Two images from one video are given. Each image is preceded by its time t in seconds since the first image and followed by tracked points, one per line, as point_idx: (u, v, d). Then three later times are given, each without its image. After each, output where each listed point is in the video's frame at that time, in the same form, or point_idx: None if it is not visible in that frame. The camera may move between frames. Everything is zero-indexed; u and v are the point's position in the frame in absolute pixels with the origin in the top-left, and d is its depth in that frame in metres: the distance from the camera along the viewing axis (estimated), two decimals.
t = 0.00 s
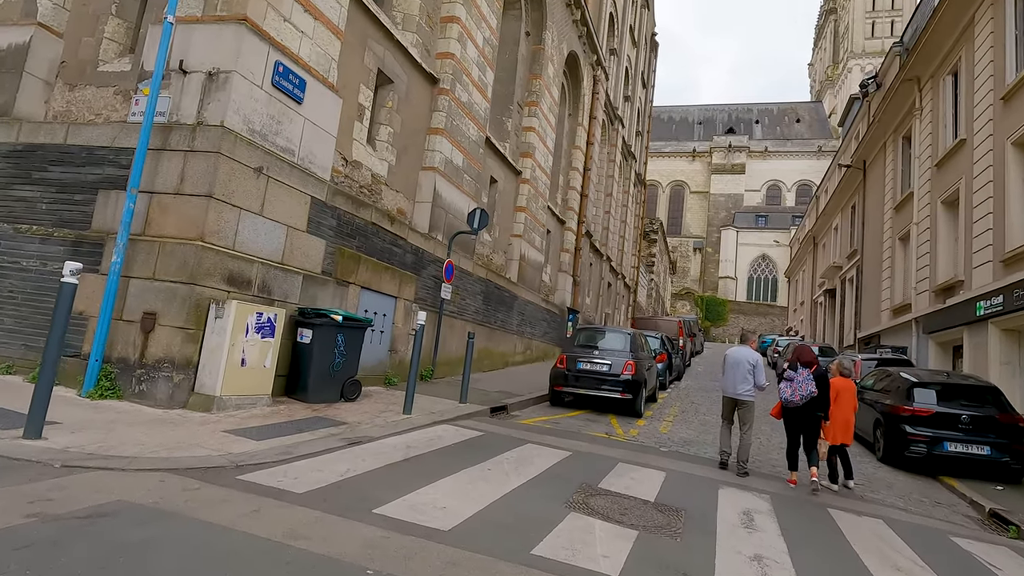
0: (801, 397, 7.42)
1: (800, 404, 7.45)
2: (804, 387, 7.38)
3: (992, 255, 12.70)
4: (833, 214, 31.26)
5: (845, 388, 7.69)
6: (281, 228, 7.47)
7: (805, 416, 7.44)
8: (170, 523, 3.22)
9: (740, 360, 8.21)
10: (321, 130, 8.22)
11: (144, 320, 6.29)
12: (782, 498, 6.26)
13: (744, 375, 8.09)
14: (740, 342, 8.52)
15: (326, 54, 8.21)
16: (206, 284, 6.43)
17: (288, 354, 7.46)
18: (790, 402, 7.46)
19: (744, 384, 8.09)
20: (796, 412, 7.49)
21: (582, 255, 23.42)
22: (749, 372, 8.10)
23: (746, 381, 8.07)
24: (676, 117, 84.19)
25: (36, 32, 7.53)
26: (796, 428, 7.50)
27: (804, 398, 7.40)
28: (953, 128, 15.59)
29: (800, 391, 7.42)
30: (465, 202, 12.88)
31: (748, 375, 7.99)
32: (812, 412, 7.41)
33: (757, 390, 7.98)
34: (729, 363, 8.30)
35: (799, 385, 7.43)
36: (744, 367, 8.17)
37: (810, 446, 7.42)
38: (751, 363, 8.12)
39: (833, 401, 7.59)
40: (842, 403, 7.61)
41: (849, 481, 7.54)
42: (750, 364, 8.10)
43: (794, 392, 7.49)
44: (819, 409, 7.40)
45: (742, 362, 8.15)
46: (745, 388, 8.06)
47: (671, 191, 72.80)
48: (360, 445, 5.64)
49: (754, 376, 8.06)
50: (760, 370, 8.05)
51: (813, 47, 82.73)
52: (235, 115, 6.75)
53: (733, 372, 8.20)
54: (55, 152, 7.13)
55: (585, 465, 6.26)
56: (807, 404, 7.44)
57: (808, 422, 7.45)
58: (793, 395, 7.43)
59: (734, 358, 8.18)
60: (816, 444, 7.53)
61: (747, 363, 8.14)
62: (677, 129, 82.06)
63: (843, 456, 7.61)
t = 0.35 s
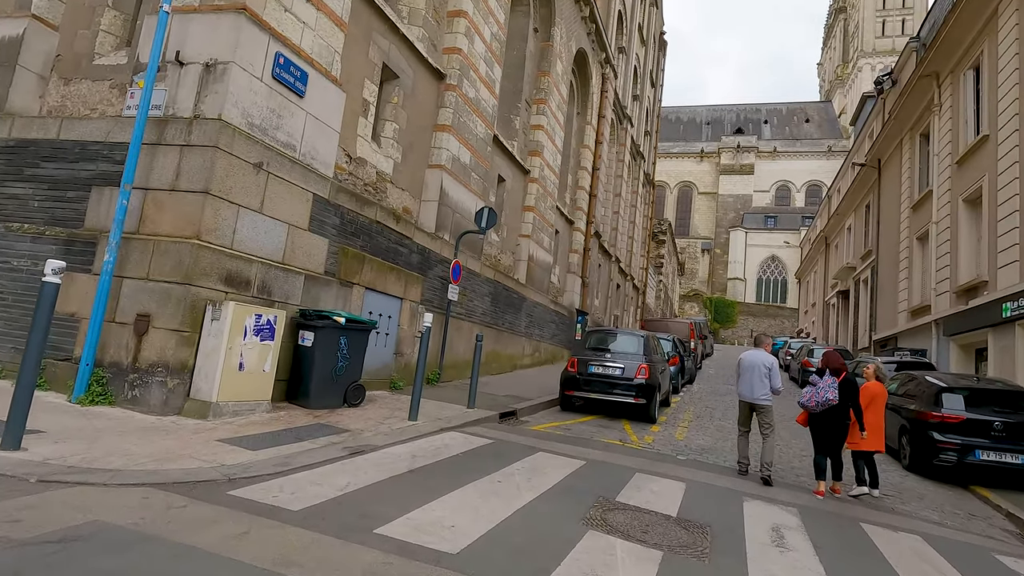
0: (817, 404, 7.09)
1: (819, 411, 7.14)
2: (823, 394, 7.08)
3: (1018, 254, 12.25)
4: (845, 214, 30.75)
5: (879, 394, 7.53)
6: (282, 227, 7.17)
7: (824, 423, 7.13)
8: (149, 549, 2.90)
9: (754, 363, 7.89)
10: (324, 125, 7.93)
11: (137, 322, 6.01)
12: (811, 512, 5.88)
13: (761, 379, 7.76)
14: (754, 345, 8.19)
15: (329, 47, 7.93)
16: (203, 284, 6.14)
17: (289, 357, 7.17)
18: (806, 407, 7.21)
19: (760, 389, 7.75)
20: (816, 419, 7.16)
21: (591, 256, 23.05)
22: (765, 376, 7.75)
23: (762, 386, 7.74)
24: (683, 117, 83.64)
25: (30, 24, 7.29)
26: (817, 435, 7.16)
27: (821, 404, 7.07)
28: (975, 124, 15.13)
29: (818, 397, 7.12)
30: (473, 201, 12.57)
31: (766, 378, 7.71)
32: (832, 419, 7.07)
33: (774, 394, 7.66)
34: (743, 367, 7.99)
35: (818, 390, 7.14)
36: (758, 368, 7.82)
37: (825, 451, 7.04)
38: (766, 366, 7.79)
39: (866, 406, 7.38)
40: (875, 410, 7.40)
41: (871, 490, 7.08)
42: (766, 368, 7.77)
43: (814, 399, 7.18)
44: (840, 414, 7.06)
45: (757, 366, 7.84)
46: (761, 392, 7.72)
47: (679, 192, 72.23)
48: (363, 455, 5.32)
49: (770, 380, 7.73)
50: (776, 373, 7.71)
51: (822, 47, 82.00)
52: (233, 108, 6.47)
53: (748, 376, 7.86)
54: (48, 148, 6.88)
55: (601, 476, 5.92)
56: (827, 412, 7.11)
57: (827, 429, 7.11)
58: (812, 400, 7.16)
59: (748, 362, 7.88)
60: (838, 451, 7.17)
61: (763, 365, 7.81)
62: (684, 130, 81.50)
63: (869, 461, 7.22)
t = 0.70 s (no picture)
0: (846, 409, 6.88)
1: (846, 416, 6.91)
2: (852, 399, 6.84)
3: None
4: (850, 214, 30.42)
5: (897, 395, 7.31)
6: (273, 224, 6.87)
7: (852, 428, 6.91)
8: None
9: (763, 362, 7.54)
10: (318, 120, 7.62)
11: (119, 325, 5.70)
12: (832, 523, 5.56)
13: (771, 380, 7.45)
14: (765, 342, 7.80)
15: (323, 38, 7.62)
16: (190, 285, 5.84)
17: (282, 361, 6.86)
18: (834, 413, 6.96)
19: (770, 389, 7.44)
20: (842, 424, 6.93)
21: (593, 256, 22.72)
22: (775, 376, 7.43)
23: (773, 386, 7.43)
24: (684, 118, 83.36)
25: (11, 15, 6.98)
26: (839, 438, 6.97)
27: (850, 410, 6.86)
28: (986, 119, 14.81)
29: (846, 402, 6.88)
30: (473, 200, 12.27)
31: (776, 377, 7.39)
32: (859, 424, 6.86)
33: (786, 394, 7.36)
34: (753, 367, 7.65)
35: (845, 395, 6.89)
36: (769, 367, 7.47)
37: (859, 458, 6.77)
38: (776, 365, 7.44)
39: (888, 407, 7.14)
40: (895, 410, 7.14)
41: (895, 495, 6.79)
42: (776, 367, 7.41)
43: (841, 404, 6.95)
44: (869, 419, 6.84)
45: (767, 366, 7.48)
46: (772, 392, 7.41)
47: (680, 192, 71.92)
48: (357, 465, 5.01)
49: (781, 380, 7.40)
50: (787, 371, 7.37)
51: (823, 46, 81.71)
52: (222, 100, 6.16)
53: (758, 377, 7.54)
54: (29, 143, 6.59)
55: (609, 486, 5.60)
56: (854, 417, 6.88)
57: (854, 435, 6.90)
58: (840, 405, 6.92)
59: (757, 362, 7.53)
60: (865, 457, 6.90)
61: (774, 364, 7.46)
62: (685, 130, 81.21)
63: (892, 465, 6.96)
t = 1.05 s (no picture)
0: (840, 410, 6.59)
1: (841, 417, 6.63)
2: (846, 399, 6.57)
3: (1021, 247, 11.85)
4: (833, 212, 30.54)
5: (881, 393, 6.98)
6: (240, 222, 6.41)
7: (847, 429, 6.62)
8: None
9: (759, 363, 7.28)
10: (288, 111, 7.16)
11: (66, 333, 5.22)
12: (838, 533, 5.26)
13: (767, 381, 7.16)
14: (761, 343, 7.56)
15: (293, 24, 7.17)
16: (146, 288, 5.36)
17: (250, 368, 6.41)
18: (828, 414, 6.69)
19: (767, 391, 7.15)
20: (838, 426, 6.64)
21: (579, 255, 22.42)
22: (773, 377, 7.16)
23: (771, 388, 7.14)
24: (667, 118, 83.70)
25: None
26: (835, 439, 6.75)
27: (844, 411, 6.57)
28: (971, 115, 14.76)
29: (840, 402, 6.61)
30: (456, 198, 11.87)
31: (772, 379, 7.12)
32: (854, 425, 6.56)
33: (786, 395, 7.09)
34: (749, 368, 7.36)
35: (839, 396, 6.63)
36: (764, 369, 7.21)
37: (857, 460, 6.45)
38: (775, 366, 7.19)
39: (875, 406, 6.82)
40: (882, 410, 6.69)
41: (897, 495, 6.72)
42: (774, 369, 7.17)
43: (836, 405, 6.67)
44: (865, 419, 6.54)
45: (766, 366, 7.22)
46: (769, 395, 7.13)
47: (664, 191, 72.10)
48: (328, 482, 4.58)
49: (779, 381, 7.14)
50: (785, 374, 7.14)
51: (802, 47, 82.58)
52: (180, 87, 5.70)
53: (754, 378, 7.27)
54: None
55: (603, 498, 5.24)
56: (849, 417, 6.60)
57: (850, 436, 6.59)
58: (834, 406, 6.64)
59: (755, 363, 7.25)
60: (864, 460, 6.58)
61: (772, 365, 7.20)
62: (668, 130, 81.47)
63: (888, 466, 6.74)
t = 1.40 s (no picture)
0: (802, 401, 6.50)
1: (803, 408, 6.54)
2: (808, 390, 6.51)
3: (974, 242, 12.16)
4: (790, 210, 31.25)
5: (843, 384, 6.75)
6: (177, 219, 5.83)
7: (807, 421, 6.55)
8: None
9: (728, 360, 7.12)
10: (232, 99, 6.61)
11: None
12: (819, 536, 5.08)
13: (737, 379, 6.99)
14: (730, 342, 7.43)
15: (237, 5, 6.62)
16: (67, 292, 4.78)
17: (190, 379, 5.85)
18: (790, 405, 6.58)
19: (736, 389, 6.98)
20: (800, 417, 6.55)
21: (544, 255, 22.19)
22: (741, 375, 6.99)
23: (740, 386, 6.97)
24: (628, 119, 84.68)
25: None
26: (799, 431, 6.61)
27: (806, 401, 6.49)
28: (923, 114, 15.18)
29: (802, 393, 6.52)
30: (417, 195, 11.42)
31: (741, 377, 6.96)
32: (814, 416, 6.50)
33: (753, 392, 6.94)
34: (718, 366, 7.18)
35: (801, 387, 6.55)
36: (731, 365, 7.05)
37: (821, 455, 6.41)
38: (743, 363, 7.04)
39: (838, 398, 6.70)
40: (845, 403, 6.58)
41: (851, 477, 6.89)
42: (742, 366, 7.01)
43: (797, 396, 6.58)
44: (824, 410, 6.50)
45: (734, 364, 7.07)
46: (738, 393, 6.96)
47: (626, 191, 72.84)
48: (276, 505, 4.13)
49: (748, 379, 6.98)
50: (754, 371, 6.98)
51: (757, 51, 84.81)
52: (105, 69, 5.12)
53: (722, 377, 7.06)
54: None
55: (578, 508, 4.92)
56: (810, 408, 6.54)
57: (810, 428, 6.54)
58: (796, 397, 6.54)
59: (725, 360, 7.09)
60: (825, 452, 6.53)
61: (740, 362, 7.04)
62: (630, 131, 82.37)
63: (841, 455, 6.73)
